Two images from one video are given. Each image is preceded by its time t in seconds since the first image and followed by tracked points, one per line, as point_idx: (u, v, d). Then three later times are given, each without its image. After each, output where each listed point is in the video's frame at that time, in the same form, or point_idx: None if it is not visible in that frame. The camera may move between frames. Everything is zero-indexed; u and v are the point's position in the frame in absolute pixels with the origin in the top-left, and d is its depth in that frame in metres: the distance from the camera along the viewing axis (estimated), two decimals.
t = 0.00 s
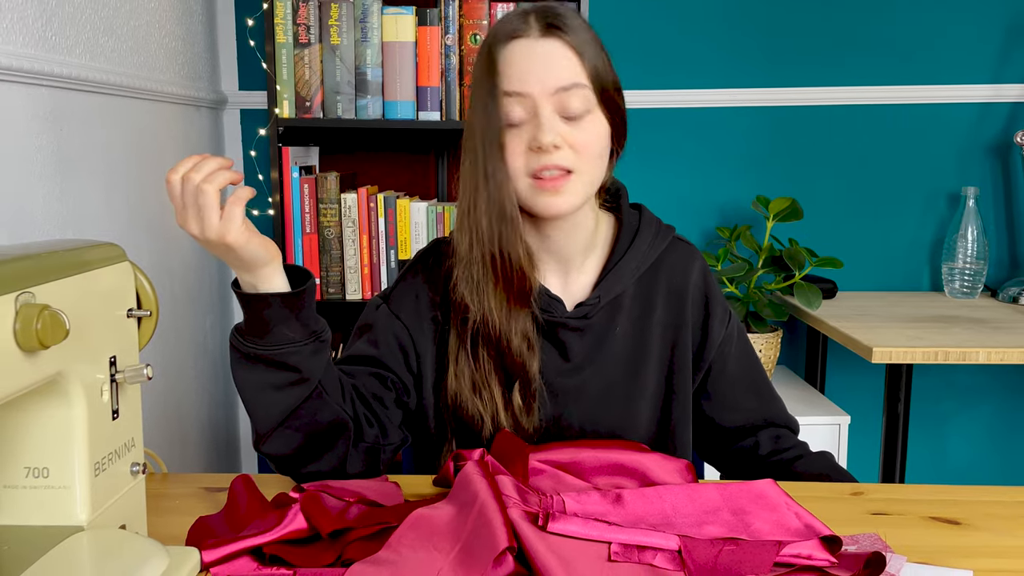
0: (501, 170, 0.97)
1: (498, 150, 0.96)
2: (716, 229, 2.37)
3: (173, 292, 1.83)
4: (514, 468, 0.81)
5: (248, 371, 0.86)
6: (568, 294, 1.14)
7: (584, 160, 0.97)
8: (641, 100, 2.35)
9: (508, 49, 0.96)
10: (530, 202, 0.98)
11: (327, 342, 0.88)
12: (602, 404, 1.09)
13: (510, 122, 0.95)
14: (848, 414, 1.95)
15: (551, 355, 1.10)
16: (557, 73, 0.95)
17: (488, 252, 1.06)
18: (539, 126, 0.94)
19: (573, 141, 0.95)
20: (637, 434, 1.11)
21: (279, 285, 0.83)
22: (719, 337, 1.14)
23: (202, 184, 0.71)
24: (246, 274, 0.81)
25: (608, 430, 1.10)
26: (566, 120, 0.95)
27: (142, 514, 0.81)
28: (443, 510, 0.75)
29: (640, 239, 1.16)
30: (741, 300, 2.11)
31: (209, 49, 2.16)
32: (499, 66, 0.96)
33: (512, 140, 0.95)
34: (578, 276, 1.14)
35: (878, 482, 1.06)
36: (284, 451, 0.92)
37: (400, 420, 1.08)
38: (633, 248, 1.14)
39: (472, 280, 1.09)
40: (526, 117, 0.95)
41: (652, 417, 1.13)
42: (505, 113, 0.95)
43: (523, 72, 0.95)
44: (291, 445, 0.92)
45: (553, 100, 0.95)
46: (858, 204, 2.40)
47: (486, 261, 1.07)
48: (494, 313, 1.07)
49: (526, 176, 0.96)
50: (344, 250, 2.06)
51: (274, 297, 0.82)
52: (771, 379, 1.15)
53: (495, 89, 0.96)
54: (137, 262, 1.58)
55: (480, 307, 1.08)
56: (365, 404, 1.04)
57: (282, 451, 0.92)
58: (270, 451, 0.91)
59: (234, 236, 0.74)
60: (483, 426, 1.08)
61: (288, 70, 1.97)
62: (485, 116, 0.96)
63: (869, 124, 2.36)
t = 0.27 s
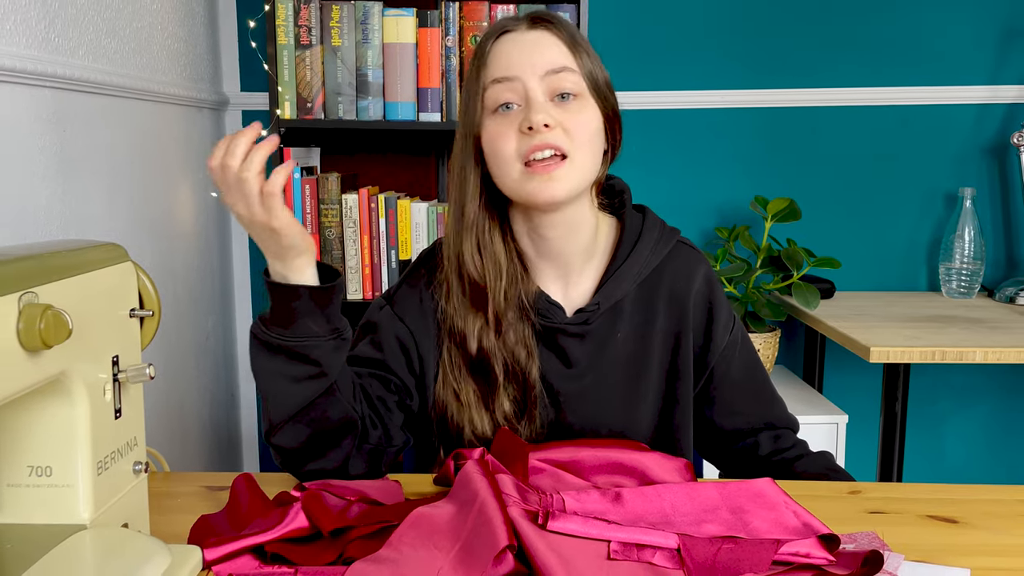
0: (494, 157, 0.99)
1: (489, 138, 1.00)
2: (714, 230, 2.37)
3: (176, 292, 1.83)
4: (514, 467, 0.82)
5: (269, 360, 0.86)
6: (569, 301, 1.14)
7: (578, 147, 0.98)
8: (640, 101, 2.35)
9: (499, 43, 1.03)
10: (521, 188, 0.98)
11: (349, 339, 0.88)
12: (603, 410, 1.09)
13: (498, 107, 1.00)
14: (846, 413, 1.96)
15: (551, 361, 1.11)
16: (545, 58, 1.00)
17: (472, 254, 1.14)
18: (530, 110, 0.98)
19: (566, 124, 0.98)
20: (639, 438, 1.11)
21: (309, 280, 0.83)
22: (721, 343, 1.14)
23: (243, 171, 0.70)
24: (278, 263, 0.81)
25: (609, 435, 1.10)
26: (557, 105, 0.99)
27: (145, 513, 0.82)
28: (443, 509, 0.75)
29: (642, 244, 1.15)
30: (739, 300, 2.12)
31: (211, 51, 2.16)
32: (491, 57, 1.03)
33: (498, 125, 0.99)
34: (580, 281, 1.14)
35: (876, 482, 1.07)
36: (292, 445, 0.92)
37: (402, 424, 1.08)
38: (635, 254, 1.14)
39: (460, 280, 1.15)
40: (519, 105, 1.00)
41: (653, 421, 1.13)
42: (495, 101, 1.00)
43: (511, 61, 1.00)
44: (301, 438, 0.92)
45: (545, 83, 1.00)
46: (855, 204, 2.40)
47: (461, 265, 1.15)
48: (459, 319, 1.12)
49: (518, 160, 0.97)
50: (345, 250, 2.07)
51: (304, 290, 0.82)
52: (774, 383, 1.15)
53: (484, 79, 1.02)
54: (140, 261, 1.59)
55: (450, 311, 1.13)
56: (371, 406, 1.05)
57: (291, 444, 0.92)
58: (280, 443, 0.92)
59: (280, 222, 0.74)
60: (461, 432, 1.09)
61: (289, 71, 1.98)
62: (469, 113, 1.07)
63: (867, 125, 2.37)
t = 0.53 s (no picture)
0: (500, 157, 0.99)
1: (497, 138, 1.00)
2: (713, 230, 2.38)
3: (178, 291, 1.84)
4: (514, 466, 0.83)
5: (290, 347, 0.88)
6: (567, 299, 1.15)
7: (583, 149, 0.98)
8: (640, 102, 2.36)
9: (512, 42, 1.03)
10: (528, 185, 0.98)
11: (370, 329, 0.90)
12: (601, 408, 1.09)
13: (506, 108, 1.00)
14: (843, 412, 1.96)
15: (550, 360, 1.11)
16: (558, 63, 1.01)
17: (480, 246, 1.14)
18: (540, 113, 0.98)
19: (574, 129, 0.97)
20: (637, 437, 1.11)
21: (338, 268, 0.85)
22: (721, 343, 1.14)
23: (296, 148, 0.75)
24: (310, 250, 0.84)
25: (607, 433, 1.10)
26: (566, 110, 0.99)
27: (147, 511, 0.82)
28: (444, 508, 0.76)
29: (641, 243, 1.16)
30: (737, 300, 2.13)
31: (213, 53, 2.17)
32: (502, 58, 1.03)
33: (506, 125, 0.99)
34: (578, 280, 1.15)
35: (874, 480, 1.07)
36: (305, 433, 0.93)
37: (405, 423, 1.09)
38: (635, 252, 1.14)
39: (458, 273, 1.15)
40: (528, 106, 1.00)
41: (652, 419, 1.13)
42: (504, 100, 1.00)
43: (524, 62, 1.00)
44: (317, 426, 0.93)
45: (554, 89, 1.00)
46: (854, 204, 2.41)
47: (473, 254, 1.15)
48: (476, 309, 1.12)
49: (523, 162, 0.97)
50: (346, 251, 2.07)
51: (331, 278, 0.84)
52: (773, 383, 1.15)
53: (496, 79, 1.02)
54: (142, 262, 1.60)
55: (463, 302, 1.13)
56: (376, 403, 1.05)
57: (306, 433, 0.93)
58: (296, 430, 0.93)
59: (326, 202, 0.78)
60: (465, 425, 1.09)
61: (291, 72, 1.98)
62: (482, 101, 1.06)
63: (866, 125, 2.37)
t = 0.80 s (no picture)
0: (500, 167, 1.00)
1: (498, 148, 1.00)
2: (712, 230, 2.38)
3: (180, 291, 1.84)
4: (514, 465, 0.83)
5: (292, 361, 0.88)
6: (564, 298, 1.16)
7: (581, 164, 0.99)
8: (640, 103, 2.36)
9: (515, 48, 1.03)
10: (524, 197, 0.99)
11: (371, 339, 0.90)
12: (599, 406, 1.10)
13: (506, 119, 1.00)
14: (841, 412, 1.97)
15: (548, 357, 1.11)
16: (560, 79, 1.00)
17: (478, 248, 1.15)
18: (540, 126, 0.98)
19: (574, 144, 0.98)
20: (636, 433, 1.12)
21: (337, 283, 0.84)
22: (717, 338, 1.14)
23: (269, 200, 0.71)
24: (308, 270, 0.82)
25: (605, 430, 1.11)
26: (568, 123, 0.99)
27: (149, 510, 0.83)
28: (444, 506, 0.76)
29: (636, 239, 1.16)
30: (736, 300, 2.13)
31: (215, 54, 2.17)
32: (504, 65, 1.02)
33: (505, 135, 0.99)
34: (575, 279, 1.15)
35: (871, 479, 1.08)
36: (306, 440, 0.94)
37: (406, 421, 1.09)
38: (630, 248, 1.15)
39: (457, 278, 1.16)
40: (529, 117, 0.99)
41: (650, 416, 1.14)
42: (504, 110, 1.00)
43: (526, 73, 1.00)
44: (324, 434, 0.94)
45: (555, 103, 0.99)
46: (853, 205, 2.41)
47: (472, 254, 1.15)
48: (475, 313, 1.12)
49: (522, 174, 0.98)
50: (347, 251, 2.08)
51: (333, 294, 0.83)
52: (770, 378, 1.15)
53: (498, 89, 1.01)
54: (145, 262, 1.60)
55: (462, 302, 1.13)
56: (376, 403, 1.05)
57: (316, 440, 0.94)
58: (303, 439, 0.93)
59: (307, 236, 0.76)
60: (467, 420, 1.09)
61: (292, 74, 1.99)
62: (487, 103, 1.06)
63: (865, 126, 2.38)
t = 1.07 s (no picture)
0: (503, 164, 1.01)
1: (501, 145, 1.00)
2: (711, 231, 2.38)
3: (183, 291, 1.85)
4: (514, 464, 0.84)
5: (283, 372, 0.86)
6: (564, 293, 1.15)
7: (585, 166, 0.99)
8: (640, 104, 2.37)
9: (520, 42, 1.02)
10: (526, 197, 1.00)
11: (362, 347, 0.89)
12: (598, 404, 1.10)
13: (510, 116, 1.00)
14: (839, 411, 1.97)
15: (547, 353, 1.12)
16: (565, 78, 0.99)
17: (480, 241, 1.15)
18: (543, 125, 0.98)
19: (575, 145, 0.98)
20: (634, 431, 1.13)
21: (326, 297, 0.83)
22: (721, 340, 1.16)
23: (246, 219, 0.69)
24: (294, 284, 0.81)
25: (603, 428, 1.11)
26: (572, 123, 0.99)
27: (152, 508, 0.83)
28: (445, 505, 0.77)
29: (639, 238, 1.16)
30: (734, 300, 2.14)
31: (217, 56, 2.18)
32: (510, 61, 1.02)
33: (509, 132, 1.00)
34: (575, 276, 1.15)
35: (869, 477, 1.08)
36: (303, 444, 0.94)
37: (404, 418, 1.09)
38: (633, 246, 1.15)
39: (460, 270, 1.16)
40: (532, 114, 0.99)
41: (650, 415, 1.14)
42: (507, 106, 1.00)
43: (531, 70, 0.99)
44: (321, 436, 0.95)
45: (560, 103, 0.99)
46: (852, 205, 2.42)
47: (473, 249, 1.15)
48: (475, 304, 1.13)
49: (525, 174, 0.99)
50: (348, 251, 2.08)
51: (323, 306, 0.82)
52: (773, 380, 1.16)
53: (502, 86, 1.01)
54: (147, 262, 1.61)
55: (463, 296, 1.14)
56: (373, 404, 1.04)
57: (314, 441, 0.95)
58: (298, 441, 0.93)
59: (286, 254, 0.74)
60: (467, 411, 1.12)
61: (294, 75, 2.00)
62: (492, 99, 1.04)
63: (864, 127, 2.38)
